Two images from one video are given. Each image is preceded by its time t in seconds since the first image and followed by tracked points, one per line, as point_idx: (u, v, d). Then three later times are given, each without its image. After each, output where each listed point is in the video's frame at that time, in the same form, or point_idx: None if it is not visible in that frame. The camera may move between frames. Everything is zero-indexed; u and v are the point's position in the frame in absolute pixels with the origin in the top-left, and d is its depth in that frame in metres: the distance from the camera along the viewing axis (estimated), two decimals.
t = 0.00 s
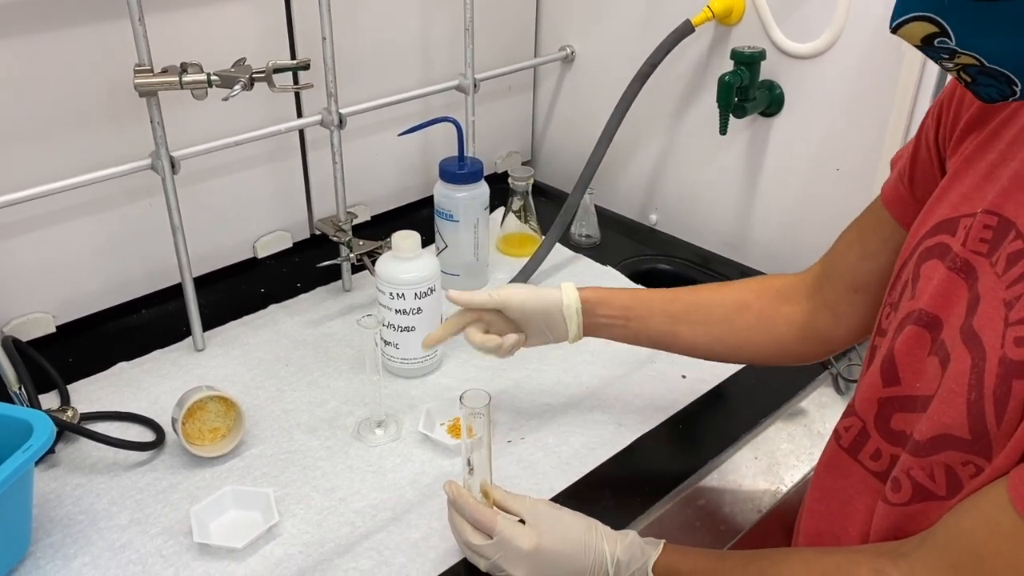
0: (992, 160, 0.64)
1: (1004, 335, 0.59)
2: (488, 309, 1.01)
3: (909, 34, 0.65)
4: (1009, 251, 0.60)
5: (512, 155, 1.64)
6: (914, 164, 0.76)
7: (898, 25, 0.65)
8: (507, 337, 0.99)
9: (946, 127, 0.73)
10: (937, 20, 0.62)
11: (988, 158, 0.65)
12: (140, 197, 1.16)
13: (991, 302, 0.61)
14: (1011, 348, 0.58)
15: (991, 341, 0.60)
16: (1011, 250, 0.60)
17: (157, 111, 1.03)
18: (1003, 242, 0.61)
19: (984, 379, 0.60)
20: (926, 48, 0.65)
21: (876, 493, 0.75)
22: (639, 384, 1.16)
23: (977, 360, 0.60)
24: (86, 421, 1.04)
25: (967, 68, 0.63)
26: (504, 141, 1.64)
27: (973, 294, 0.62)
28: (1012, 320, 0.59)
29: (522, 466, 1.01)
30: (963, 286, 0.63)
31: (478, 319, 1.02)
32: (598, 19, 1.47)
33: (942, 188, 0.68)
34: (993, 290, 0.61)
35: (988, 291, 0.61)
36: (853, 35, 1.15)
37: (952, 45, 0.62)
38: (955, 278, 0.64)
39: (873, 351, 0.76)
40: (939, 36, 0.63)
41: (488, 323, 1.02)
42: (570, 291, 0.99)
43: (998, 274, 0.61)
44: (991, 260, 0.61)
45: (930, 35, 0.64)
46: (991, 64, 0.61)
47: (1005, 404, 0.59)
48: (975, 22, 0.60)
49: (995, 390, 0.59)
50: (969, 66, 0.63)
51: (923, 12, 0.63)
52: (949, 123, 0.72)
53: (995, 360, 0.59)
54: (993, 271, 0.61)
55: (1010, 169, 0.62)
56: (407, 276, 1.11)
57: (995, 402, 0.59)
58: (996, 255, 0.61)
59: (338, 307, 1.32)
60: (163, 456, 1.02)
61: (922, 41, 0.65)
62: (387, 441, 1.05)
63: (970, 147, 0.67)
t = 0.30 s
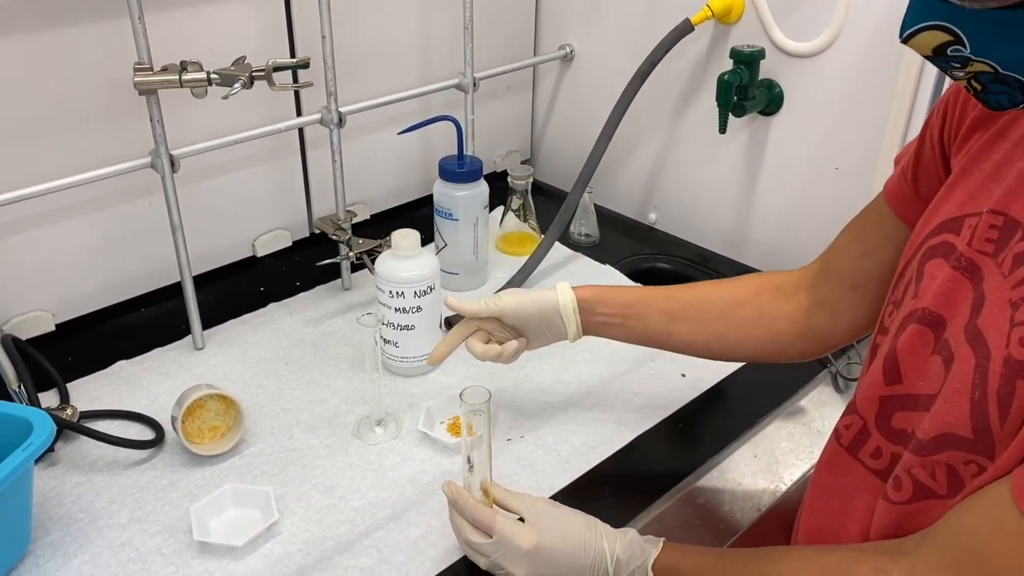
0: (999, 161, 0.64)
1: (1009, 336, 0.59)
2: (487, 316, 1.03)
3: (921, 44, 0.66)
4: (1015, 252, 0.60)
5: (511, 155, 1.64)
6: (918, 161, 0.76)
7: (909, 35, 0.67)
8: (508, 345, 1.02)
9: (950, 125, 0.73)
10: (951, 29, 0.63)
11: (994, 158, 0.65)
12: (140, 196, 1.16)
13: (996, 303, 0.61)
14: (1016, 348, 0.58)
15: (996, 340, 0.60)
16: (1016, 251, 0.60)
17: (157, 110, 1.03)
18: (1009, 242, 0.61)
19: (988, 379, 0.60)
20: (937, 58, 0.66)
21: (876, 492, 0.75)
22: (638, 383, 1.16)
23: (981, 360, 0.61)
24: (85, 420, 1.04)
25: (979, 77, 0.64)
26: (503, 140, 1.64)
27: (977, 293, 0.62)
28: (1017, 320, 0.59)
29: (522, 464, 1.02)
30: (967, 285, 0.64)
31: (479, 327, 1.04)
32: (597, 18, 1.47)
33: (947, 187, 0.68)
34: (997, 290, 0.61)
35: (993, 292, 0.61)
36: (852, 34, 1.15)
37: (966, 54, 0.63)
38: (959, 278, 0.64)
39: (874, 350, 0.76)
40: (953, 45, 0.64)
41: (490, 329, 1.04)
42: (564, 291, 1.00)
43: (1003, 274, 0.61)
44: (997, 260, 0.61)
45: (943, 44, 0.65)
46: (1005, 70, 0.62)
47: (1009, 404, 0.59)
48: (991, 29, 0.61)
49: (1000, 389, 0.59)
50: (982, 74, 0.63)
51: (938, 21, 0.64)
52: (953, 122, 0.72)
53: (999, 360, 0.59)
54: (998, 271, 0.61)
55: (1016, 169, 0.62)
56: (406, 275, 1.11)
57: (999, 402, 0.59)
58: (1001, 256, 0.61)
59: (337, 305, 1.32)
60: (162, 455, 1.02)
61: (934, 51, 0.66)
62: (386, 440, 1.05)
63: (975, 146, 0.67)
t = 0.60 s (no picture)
0: (1003, 162, 0.64)
1: (1011, 336, 0.59)
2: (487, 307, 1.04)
3: (926, 54, 0.67)
4: (1018, 252, 0.61)
5: (511, 155, 1.64)
6: (920, 159, 0.77)
7: (914, 46, 0.67)
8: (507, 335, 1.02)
9: (954, 124, 0.73)
10: (956, 39, 0.64)
11: (998, 158, 0.65)
12: (141, 195, 1.17)
13: (999, 303, 0.61)
14: (1018, 348, 0.59)
15: (998, 340, 0.60)
16: (1019, 252, 0.60)
17: (158, 109, 1.03)
18: (1012, 243, 0.61)
19: (991, 379, 0.60)
20: (942, 69, 0.67)
21: (876, 490, 0.75)
22: (638, 382, 1.17)
23: (983, 360, 0.61)
24: (86, 419, 1.05)
25: (984, 86, 0.64)
26: (503, 140, 1.64)
27: (980, 294, 0.63)
28: (1019, 321, 0.59)
29: (522, 463, 1.02)
30: (970, 286, 0.64)
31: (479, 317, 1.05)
32: (597, 18, 1.47)
33: (951, 187, 0.69)
34: (1000, 290, 0.61)
35: (995, 292, 0.61)
36: (852, 34, 1.16)
37: (971, 63, 0.64)
38: (962, 278, 0.64)
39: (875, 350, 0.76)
40: (958, 55, 0.64)
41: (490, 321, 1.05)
42: (565, 284, 1.00)
43: (1006, 275, 0.61)
44: (1000, 260, 0.62)
45: (948, 54, 0.65)
46: (1009, 80, 0.62)
47: (1011, 404, 0.59)
48: (996, 38, 0.62)
49: (1002, 390, 0.59)
50: (986, 84, 0.64)
51: (943, 32, 0.65)
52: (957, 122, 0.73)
53: (1001, 360, 0.59)
54: (1001, 271, 0.61)
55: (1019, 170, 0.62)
56: (407, 274, 1.11)
57: (1001, 402, 0.60)
58: (1004, 256, 0.61)
59: (338, 305, 1.32)
60: (163, 454, 1.02)
61: (940, 61, 0.67)
62: (387, 439, 1.05)
63: (980, 146, 0.67)
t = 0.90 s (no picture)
0: (1001, 162, 0.64)
1: (1011, 336, 0.59)
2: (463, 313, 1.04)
3: (919, 42, 0.67)
4: (1017, 253, 0.61)
5: (512, 154, 1.64)
6: (909, 154, 0.77)
7: (907, 33, 0.67)
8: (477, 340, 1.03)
9: (944, 123, 0.74)
10: (949, 27, 0.64)
11: (995, 159, 0.65)
12: (142, 194, 1.17)
13: (998, 303, 0.61)
14: (1017, 348, 0.58)
15: (998, 340, 0.60)
16: (1018, 252, 0.60)
17: (159, 108, 1.03)
18: (1011, 243, 0.61)
19: (991, 379, 0.60)
20: (935, 58, 0.67)
21: (878, 490, 0.75)
22: (639, 381, 1.17)
23: (983, 360, 0.61)
24: (87, 417, 1.05)
25: (975, 76, 0.64)
26: (504, 139, 1.64)
27: (979, 295, 0.63)
28: (1019, 321, 0.59)
29: (523, 462, 1.02)
30: (968, 286, 0.64)
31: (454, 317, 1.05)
32: (598, 18, 1.47)
33: (948, 187, 0.69)
34: (999, 291, 0.61)
35: (994, 293, 0.61)
36: (852, 34, 1.16)
37: (963, 54, 0.63)
38: (961, 278, 0.64)
39: (876, 351, 0.76)
40: (950, 44, 0.64)
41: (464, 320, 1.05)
42: (545, 297, 1.00)
43: (1005, 275, 0.61)
44: (999, 260, 0.62)
45: (940, 43, 0.65)
46: (999, 71, 0.62)
47: (1012, 404, 0.59)
48: (988, 27, 0.61)
49: (1002, 389, 0.59)
50: (977, 74, 0.63)
51: (935, 19, 0.65)
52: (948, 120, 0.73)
53: (1001, 360, 0.60)
54: (1000, 271, 0.61)
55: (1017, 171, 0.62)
56: (408, 272, 1.11)
57: (1002, 402, 0.60)
58: (1003, 256, 0.61)
59: (339, 303, 1.32)
60: (165, 452, 1.02)
61: (931, 50, 0.66)
62: (388, 437, 1.05)
63: (976, 146, 0.67)
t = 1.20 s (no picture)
0: (976, 162, 0.65)
1: (1001, 339, 0.60)
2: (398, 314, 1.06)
3: (899, 31, 0.63)
4: (1001, 256, 0.61)
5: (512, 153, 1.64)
6: (866, 145, 0.77)
7: (888, 21, 0.63)
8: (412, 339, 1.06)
9: (899, 118, 0.74)
10: (928, 17, 0.60)
11: (970, 160, 0.65)
12: (143, 193, 1.17)
13: (985, 308, 0.61)
14: (1009, 352, 0.59)
15: (989, 344, 0.61)
16: (1003, 255, 0.61)
17: (161, 107, 1.03)
18: (994, 247, 0.62)
19: (985, 385, 0.60)
20: (913, 46, 0.63)
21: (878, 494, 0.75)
22: (641, 380, 1.17)
23: (976, 365, 0.61)
24: (89, 416, 1.05)
25: (953, 68, 0.61)
26: (505, 138, 1.64)
27: (965, 300, 0.63)
28: (1008, 324, 0.59)
29: (524, 460, 1.02)
30: (953, 290, 0.64)
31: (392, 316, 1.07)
32: (599, 17, 1.47)
33: (925, 190, 0.69)
34: (986, 295, 0.62)
35: (981, 297, 0.62)
36: (854, 33, 1.16)
37: (941, 45, 0.61)
38: (946, 283, 0.64)
39: (870, 357, 0.77)
40: (930, 35, 0.61)
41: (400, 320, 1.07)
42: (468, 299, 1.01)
43: (990, 279, 0.61)
44: (982, 263, 0.62)
45: (920, 33, 0.61)
46: (978, 64, 0.59)
47: (1008, 408, 0.59)
48: (965, 19, 0.58)
49: (997, 393, 0.60)
50: (956, 66, 0.61)
51: (916, 9, 0.61)
52: (908, 112, 0.73)
53: (993, 365, 0.60)
54: (985, 275, 0.62)
55: (992, 172, 0.62)
56: (410, 271, 1.11)
57: (998, 407, 0.60)
58: (986, 259, 0.62)
59: (340, 302, 1.32)
60: (166, 450, 1.02)
61: (911, 39, 0.63)
62: (389, 436, 1.06)
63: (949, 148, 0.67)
